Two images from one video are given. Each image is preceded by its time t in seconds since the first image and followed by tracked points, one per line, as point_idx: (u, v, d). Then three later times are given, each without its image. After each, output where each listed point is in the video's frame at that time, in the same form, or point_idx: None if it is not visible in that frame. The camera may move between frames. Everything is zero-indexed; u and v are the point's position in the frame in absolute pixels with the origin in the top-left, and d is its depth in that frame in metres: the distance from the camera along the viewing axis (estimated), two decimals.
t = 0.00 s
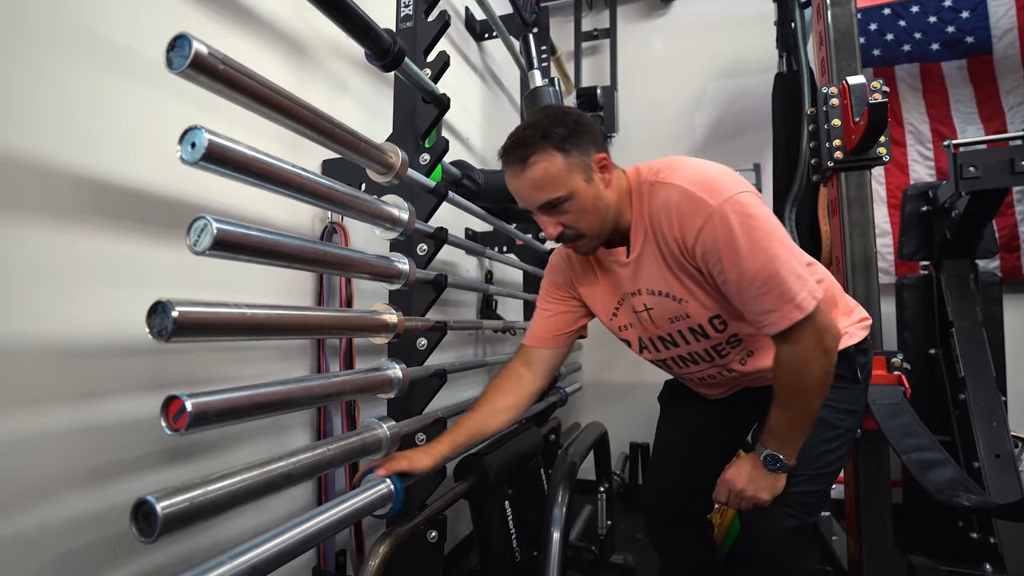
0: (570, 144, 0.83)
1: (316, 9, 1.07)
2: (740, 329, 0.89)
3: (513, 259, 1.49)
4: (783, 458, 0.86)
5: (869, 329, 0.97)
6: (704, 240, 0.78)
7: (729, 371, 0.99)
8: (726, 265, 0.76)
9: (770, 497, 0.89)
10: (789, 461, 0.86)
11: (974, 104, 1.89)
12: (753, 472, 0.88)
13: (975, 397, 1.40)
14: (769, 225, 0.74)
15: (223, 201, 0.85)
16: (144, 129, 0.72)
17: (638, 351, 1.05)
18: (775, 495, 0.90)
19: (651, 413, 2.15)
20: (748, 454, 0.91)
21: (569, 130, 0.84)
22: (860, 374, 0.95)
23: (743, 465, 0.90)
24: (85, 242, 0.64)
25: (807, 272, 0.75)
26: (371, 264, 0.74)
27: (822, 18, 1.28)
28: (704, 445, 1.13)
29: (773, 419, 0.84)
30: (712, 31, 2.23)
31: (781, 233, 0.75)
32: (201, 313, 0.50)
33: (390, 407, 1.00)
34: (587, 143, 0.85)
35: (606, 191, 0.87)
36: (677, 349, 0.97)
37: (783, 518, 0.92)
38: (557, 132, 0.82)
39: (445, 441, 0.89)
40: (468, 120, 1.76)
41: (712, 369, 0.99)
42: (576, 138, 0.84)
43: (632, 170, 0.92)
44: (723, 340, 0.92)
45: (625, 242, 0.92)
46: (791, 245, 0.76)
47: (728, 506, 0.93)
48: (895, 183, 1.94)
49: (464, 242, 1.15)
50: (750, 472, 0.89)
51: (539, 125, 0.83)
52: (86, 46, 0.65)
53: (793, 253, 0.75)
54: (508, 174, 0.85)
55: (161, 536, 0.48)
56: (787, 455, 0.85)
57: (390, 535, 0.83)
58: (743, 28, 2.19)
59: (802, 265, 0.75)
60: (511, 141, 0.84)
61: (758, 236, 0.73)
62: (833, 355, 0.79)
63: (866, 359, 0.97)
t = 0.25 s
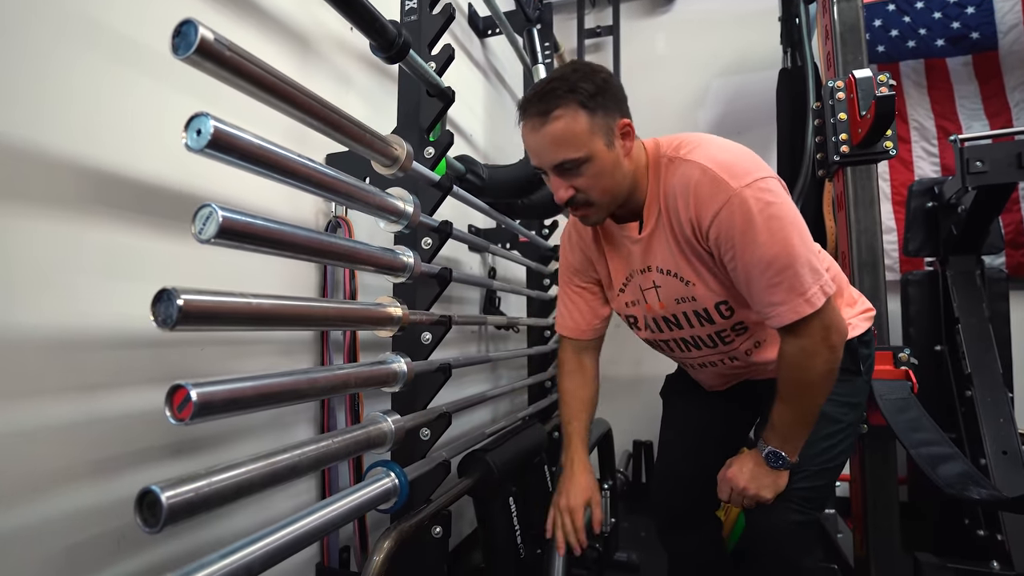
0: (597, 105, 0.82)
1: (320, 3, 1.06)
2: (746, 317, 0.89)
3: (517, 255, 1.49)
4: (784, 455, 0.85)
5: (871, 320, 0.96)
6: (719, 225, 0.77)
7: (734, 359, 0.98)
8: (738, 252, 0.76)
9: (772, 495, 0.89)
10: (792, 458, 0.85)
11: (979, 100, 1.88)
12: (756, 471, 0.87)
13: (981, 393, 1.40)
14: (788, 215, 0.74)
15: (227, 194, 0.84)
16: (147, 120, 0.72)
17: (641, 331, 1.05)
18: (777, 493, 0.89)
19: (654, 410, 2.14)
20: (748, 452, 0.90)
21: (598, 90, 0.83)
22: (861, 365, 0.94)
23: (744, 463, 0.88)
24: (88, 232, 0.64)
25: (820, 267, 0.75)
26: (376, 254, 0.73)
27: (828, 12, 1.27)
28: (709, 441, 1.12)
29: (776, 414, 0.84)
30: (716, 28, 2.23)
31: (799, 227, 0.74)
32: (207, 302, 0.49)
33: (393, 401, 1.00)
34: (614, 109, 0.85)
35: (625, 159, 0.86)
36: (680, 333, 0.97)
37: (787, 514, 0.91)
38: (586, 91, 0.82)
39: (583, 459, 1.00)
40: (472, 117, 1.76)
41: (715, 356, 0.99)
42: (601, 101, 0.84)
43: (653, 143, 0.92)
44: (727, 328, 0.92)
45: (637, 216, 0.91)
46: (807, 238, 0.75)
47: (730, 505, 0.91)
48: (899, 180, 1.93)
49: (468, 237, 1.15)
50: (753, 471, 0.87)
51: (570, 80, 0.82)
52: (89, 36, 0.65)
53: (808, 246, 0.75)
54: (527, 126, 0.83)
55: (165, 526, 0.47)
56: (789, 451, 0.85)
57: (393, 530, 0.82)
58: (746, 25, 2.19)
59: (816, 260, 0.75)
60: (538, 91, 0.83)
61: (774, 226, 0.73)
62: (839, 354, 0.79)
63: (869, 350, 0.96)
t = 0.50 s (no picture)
0: (601, 112, 0.81)
1: None
2: (757, 315, 0.89)
3: (517, 250, 1.48)
4: (796, 453, 0.85)
5: (881, 314, 0.97)
6: (727, 223, 0.76)
7: (743, 357, 0.98)
8: (748, 251, 0.75)
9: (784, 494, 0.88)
10: (803, 456, 0.85)
11: (983, 95, 1.88)
12: (768, 469, 0.87)
13: (983, 389, 1.39)
14: (798, 211, 0.73)
15: (227, 188, 0.84)
16: (146, 114, 0.71)
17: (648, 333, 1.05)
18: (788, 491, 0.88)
19: (654, 406, 2.14)
20: (759, 451, 0.89)
21: (601, 96, 0.82)
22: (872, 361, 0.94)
23: (755, 462, 0.88)
24: (88, 226, 0.64)
25: (831, 262, 0.75)
26: (376, 249, 0.73)
27: (831, 6, 1.26)
28: (711, 437, 1.12)
29: (787, 414, 0.84)
30: (717, 24, 2.22)
31: (809, 221, 0.74)
32: (206, 294, 0.49)
33: (393, 396, 1.00)
34: (617, 114, 0.84)
35: (630, 165, 0.86)
36: (689, 333, 0.97)
37: (797, 511, 0.91)
38: (589, 97, 0.81)
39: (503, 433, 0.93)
40: (472, 112, 1.76)
41: (725, 355, 0.99)
42: (605, 106, 0.82)
43: (655, 143, 0.91)
44: (738, 327, 0.92)
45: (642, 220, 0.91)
46: (818, 233, 0.75)
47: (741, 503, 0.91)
48: (902, 175, 1.93)
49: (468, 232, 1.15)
50: (765, 469, 0.87)
51: (571, 88, 0.81)
52: (88, 28, 0.64)
53: (819, 241, 0.74)
54: (529, 135, 0.82)
55: (164, 518, 0.47)
56: (801, 450, 0.85)
57: (394, 525, 0.82)
58: (748, 20, 2.18)
59: (827, 255, 0.75)
60: (539, 99, 0.81)
61: (786, 221, 0.72)
62: (853, 351, 0.78)
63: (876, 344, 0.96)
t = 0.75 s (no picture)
0: (607, 82, 0.81)
1: None
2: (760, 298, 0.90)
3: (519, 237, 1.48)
4: (797, 439, 0.86)
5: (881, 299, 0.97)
6: (731, 206, 0.76)
7: (746, 341, 0.99)
8: (752, 234, 0.75)
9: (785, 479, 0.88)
10: (804, 442, 0.86)
11: (990, 80, 1.86)
12: (769, 454, 0.87)
13: (983, 375, 1.40)
14: (803, 194, 0.73)
15: (227, 174, 0.84)
16: (145, 98, 0.71)
17: (649, 318, 1.05)
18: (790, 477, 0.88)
19: (655, 393, 2.15)
20: (760, 438, 0.90)
21: (608, 66, 0.82)
22: (872, 347, 0.94)
23: (756, 448, 0.88)
24: (90, 212, 0.64)
25: (835, 247, 0.75)
26: (377, 234, 0.73)
27: None
28: (712, 423, 1.13)
29: (790, 400, 0.84)
30: (720, 7, 2.19)
31: (815, 205, 0.74)
32: (209, 279, 0.49)
33: (397, 382, 1.00)
34: (624, 86, 0.84)
35: (636, 139, 0.85)
36: (690, 318, 0.97)
37: (799, 496, 0.91)
38: (596, 66, 0.80)
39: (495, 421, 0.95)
40: (473, 97, 1.74)
41: (726, 340, 0.99)
42: (612, 77, 0.82)
43: (660, 123, 0.91)
44: (740, 310, 0.92)
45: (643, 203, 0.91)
46: (823, 217, 0.75)
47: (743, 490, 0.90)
48: (906, 161, 1.92)
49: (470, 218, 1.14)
50: (766, 454, 0.87)
51: (579, 56, 0.80)
52: (87, 11, 0.64)
53: (824, 225, 0.75)
54: (533, 104, 0.81)
55: (171, 501, 0.48)
56: (802, 436, 0.85)
57: (397, 508, 0.83)
58: (753, 3, 2.15)
59: (831, 240, 0.75)
60: (545, 67, 0.80)
61: (791, 204, 0.72)
62: (853, 338, 0.79)
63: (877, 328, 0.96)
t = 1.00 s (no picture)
0: (598, 78, 0.81)
1: None
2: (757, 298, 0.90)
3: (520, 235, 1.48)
4: (795, 437, 0.85)
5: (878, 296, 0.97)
6: (727, 207, 0.76)
7: (744, 341, 0.99)
8: (749, 235, 0.75)
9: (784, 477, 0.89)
10: (802, 441, 0.86)
11: (991, 78, 1.86)
12: (767, 452, 0.87)
13: (984, 373, 1.39)
14: (799, 194, 0.73)
15: (227, 173, 0.84)
16: (145, 97, 0.71)
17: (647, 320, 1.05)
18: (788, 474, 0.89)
19: (656, 391, 2.15)
20: (759, 435, 0.89)
21: (597, 63, 0.82)
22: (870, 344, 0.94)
23: (754, 447, 0.88)
24: (90, 210, 0.64)
25: (831, 246, 0.75)
26: (378, 233, 0.73)
27: None
28: (712, 422, 1.13)
29: (787, 400, 0.84)
30: (721, 5, 2.19)
31: (810, 203, 0.74)
32: (210, 278, 0.49)
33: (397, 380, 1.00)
34: (614, 82, 0.84)
35: (629, 136, 0.85)
36: (688, 319, 0.97)
37: (798, 494, 0.91)
38: (585, 63, 0.81)
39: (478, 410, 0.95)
40: (474, 95, 1.74)
41: (724, 341, 0.99)
42: (601, 73, 0.82)
43: (652, 124, 0.91)
44: (738, 311, 0.92)
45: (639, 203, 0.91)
46: (818, 216, 0.75)
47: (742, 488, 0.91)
48: (907, 160, 1.92)
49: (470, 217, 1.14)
50: (764, 453, 0.87)
51: (567, 54, 0.81)
52: (86, 9, 0.64)
53: (820, 224, 0.75)
54: (526, 107, 0.81)
55: (172, 499, 0.48)
56: (800, 434, 0.85)
57: (397, 507, 0.83)
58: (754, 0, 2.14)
59: (827, 239, 0.75)
60: (536, 68, 0.81)
61: (787, 204, 0.72)
62: (850, 337, 0.79)
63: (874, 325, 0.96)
